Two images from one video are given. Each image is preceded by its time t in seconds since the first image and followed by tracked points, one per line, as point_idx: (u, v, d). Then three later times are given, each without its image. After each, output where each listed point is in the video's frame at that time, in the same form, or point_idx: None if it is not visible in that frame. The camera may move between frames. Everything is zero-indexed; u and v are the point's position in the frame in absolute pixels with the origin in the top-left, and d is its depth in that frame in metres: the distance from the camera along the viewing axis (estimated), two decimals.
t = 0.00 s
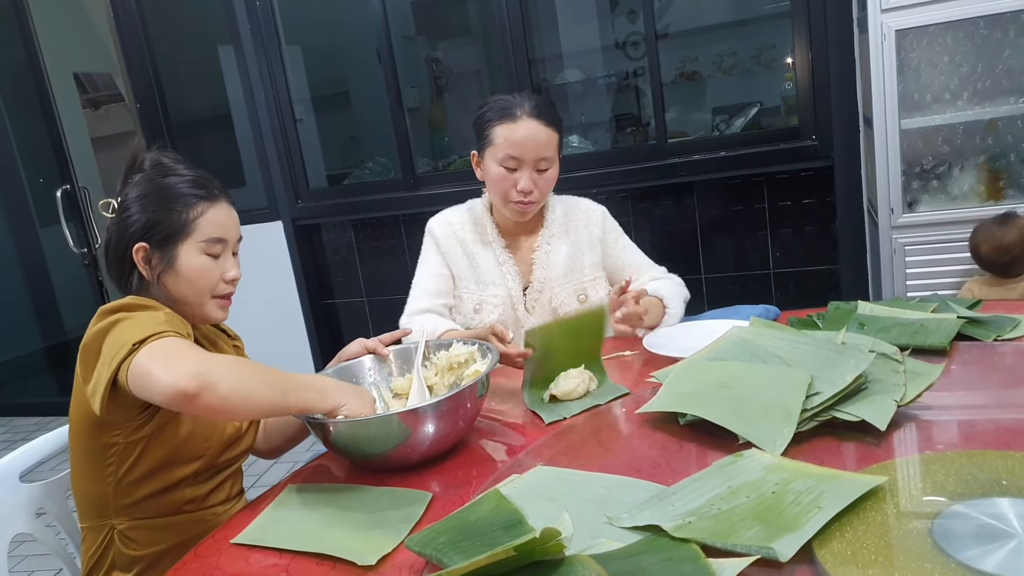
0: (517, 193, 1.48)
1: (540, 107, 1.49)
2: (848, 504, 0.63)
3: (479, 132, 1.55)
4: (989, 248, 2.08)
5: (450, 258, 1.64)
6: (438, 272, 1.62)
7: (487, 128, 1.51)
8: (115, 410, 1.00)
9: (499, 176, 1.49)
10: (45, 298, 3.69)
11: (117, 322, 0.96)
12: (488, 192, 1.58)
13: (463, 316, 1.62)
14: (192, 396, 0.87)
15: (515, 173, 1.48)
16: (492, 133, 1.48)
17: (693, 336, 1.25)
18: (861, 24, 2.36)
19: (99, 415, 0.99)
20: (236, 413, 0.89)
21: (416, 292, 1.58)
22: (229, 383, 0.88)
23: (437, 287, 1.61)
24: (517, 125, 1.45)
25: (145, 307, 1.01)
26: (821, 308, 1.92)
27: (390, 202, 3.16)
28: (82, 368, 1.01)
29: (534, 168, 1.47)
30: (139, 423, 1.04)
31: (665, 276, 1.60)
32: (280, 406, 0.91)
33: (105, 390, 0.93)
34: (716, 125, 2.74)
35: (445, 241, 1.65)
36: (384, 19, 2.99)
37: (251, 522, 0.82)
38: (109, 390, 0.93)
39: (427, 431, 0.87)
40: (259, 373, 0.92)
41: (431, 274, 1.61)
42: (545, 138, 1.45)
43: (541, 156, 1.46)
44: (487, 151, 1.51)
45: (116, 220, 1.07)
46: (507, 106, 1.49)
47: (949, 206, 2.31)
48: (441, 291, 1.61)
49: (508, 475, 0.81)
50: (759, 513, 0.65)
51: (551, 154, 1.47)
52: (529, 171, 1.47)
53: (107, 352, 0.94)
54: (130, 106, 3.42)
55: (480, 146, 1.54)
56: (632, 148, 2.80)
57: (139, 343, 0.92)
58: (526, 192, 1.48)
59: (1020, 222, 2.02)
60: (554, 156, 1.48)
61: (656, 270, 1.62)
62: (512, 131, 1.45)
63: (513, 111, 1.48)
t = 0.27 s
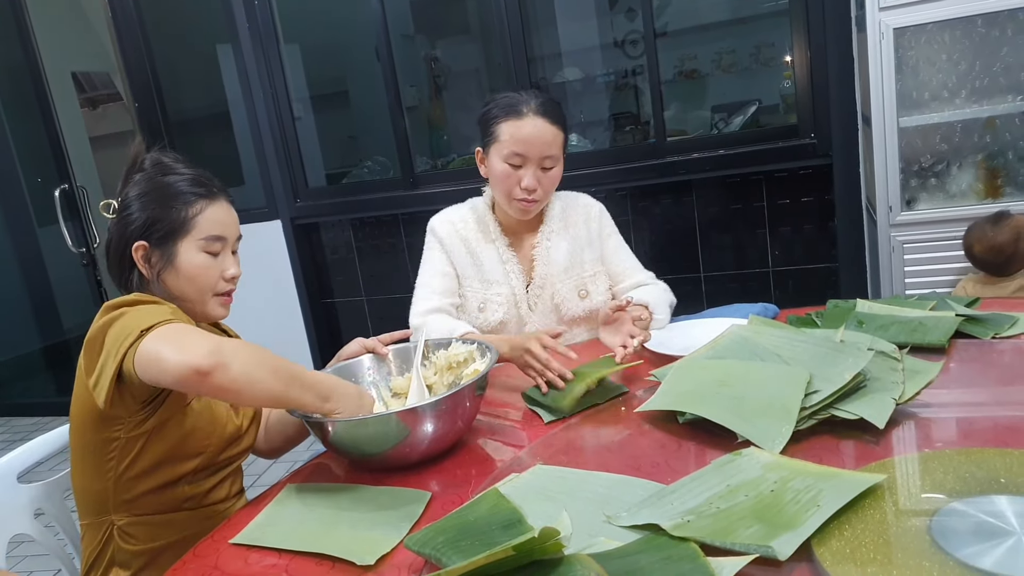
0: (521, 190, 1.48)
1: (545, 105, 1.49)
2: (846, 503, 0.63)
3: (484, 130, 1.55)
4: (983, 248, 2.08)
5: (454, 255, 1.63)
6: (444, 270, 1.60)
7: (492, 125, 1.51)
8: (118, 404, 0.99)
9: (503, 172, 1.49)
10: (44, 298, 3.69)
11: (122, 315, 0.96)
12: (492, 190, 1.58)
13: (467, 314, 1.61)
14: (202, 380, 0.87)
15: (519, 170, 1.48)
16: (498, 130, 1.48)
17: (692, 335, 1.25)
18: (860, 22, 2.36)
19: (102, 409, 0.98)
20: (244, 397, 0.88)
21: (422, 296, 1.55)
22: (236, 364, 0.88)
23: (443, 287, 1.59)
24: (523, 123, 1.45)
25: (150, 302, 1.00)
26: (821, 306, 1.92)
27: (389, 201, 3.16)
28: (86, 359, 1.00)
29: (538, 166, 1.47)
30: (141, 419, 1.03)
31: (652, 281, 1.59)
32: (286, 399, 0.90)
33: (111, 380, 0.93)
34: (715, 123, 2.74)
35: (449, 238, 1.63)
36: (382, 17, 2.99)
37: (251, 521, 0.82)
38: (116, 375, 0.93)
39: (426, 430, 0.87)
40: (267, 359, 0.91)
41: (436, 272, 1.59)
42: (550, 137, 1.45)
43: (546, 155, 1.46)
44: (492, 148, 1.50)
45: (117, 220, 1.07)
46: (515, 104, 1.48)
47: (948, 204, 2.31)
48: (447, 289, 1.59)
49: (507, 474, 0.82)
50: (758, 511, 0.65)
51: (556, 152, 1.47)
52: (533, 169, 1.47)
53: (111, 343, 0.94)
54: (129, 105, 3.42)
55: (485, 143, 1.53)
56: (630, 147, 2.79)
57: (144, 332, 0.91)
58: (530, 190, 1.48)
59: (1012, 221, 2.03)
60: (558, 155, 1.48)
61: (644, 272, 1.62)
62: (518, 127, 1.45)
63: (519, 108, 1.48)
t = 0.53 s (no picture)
0: (523, 190, 1.48)
1: (547, 104, 1.49)
2: (846, 502, 0.63)
3: (488, 128, 1.54)
4: (977, 247, 2.10)
5: (465, 249, 1.58)
6: (455, 262, 1.55)
7: (495, 124, 1.50)
8: (121, 402, 0.99)
9: (506, 172, 1.48)
10: (43, 296, 3.69)
11: (126, 315, 0.96)
12: (494, 188, 1.58)
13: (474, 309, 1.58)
14: (197, 387, 0.85)
15: (522, 169, 1.48)
16: (500, 129, 1.48)
17: (692, 334, 1.25)
18: (859, 22, 2.36)
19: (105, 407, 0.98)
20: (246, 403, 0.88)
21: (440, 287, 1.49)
22: (240, 369, 0.87)
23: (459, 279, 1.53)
24: (527, 122, 1.45)
25: (157, 302, 1.00)
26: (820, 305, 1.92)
27: (389, 200, 3.16)
28: (92, 356, 1.00)
29: (541, 166, 1.47)
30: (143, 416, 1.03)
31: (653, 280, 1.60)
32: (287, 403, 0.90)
33: (111, 380, 0.93)
34: (715, 122, 2.74)
35: (458, 232, 1.59)
36: (382, 16, 2.98)
37: (251, 520, 0.82)
38: (117, 376, 0.93)
39: (426, 429, 0.87)
40: (270, 365, 0.91)
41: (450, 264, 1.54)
42: (553, 137, 1.45)
43: (548, 154, 1.46)
44: (494, 146, 1.50)
45: (118, 219, 1.07)
46: (518, 103, 1.48)
47: (947, 203, 2.31)
48: (463, 280, 1.53)
49: (506, 473, 0.82)
50: (757, 510, 0.65)
51: (558, 151, 1.48)
52: (535, 168, 1.47)
53: (115, 344, 0.94)
54: (129, 104, 3.41)
55: (488, 142, 1.53)
56: (630, 146, 2.79)
57: (149, 330, 0.91)
58: (533, 189, 1.48)
59: (1004, 220, 2.05)
60: (560, 154, 1.49)
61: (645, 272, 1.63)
62: (521, 126, 1.45)
63: (522, 107, 1.47)
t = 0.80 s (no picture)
0: (530, 198, 1.48)
1: (562, 112, 1.48)
2: (845, 500, 0.63)
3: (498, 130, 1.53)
4: (964, 249, 2.10)
5: (468, 250, 1.57)
6: (460, 264, 1.53)
7: (506, 129, 1.49)
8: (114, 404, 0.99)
9: (514, 178, 1.48)
10: (43, 296, 3.68)
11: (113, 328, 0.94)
12: (500, 191, 1.57)
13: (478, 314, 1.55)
14: (156, 436, 0.82)
15: (531, 177, 1.47)
16: (511, 134, 1.47)
17: (691, 333, 1.25)
18: (858, 20, 2.36)
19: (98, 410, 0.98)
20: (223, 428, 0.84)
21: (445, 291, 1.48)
22: (206, 408, 0.81)
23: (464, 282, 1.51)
24: (539, 129, 1.44)
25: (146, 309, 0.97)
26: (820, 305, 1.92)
27: (388, 199, 3.15)
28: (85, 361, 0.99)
29: (550, 175, 1.47)
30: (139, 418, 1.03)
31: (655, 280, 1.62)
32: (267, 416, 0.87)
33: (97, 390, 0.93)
34: (714, 121, 2.74)
35: (461, 233, 1.58)
36: (381, 15, 2.98)
37: (250, 519, 0.82)
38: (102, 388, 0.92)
39: (426, 428, 0.87)
40: (248, 387, 0.84)
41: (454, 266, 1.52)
42: (564, 145, 1.45)
43: (559, 164, 1.46)
44: (504, 150, 1.49)
45: (115, 218, 1.07)
46: (530, 108, 1.47)
47: (946, 202, 2.31)
48: (466, 283, 1.51)
49: (505, 472, 0.82)
50: (757, 509, 0.65)
51: (568, 162, 1.47)
52: (544, 177, 1.46)
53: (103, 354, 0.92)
54: (128, 103, 3.41)
55: (497, 145, 1.52)
56: (630, 145, 2.79)
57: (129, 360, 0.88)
58: (540, 199, 1.48)
59: (990, 221, 2.05)
60: (570, 164, 1.49)
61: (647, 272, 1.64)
62: (533, 134, 1.44)
63: (535, 113, 1.46)
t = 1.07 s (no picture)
0: (524, 183, 1.48)
1: (551, 97, 1.48)
2: (845, 500, 0.63)
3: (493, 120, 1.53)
4: (956, 248, 2.12)
5: (467, 238, 1.56)
6: (458, 251, 1.53)
7: (498, 117, 1.49)
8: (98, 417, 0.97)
9: (509, 165, 1.48)
10: (42, 296, 3.68)
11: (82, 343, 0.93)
12: (496, 179, 1.57)
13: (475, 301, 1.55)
14: (93, 471, 0.82)
15: (524, 162, 1.47)
16: (503, 122, 1.47)
17: (691, 332, 1.25)
18: (858, 19, 2.36)
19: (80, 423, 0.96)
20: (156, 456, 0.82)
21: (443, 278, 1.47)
22: (132, 443, 0.80)
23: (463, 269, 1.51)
24: (529, 115, 1.44)
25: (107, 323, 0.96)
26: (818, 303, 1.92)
27: (388, 198, 3.15)
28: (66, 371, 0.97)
29: (543, 159, 1.47)
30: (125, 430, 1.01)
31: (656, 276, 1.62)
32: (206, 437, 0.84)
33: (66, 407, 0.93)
34: (713, 119, 2.73)
35: (461, 220, 1.58)
36: (379, 14, 2.97)
37: (249, 519, 0.82)
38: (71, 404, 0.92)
39: (427, 428, 0.87)
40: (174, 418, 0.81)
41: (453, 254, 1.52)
42: (556, 130, 1.45)
43: (551, 148, 1.46)
44: (497, 139, 1.50)
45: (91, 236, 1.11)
46: (520, 95, 1.47)
47: (946, 201, 2.31)
48: (466, 272, 1.51)
49: (504, 472, 0.81)
50: (757, 509, 0.65)
51: (560, 145, 1.47)
52: (538, 162, 1.46)
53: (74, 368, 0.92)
54: (127, 102, 3.41)
55: (491, 134, 1.52)
56: (629, 143, 2.79)
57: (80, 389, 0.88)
58: (535, 183, 1.47)
59: (980, 220, 2.07)
60: (563, 147, 1.48)
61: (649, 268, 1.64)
62: (524, 120, 1.44)
63: (526, 100, 1.47)
